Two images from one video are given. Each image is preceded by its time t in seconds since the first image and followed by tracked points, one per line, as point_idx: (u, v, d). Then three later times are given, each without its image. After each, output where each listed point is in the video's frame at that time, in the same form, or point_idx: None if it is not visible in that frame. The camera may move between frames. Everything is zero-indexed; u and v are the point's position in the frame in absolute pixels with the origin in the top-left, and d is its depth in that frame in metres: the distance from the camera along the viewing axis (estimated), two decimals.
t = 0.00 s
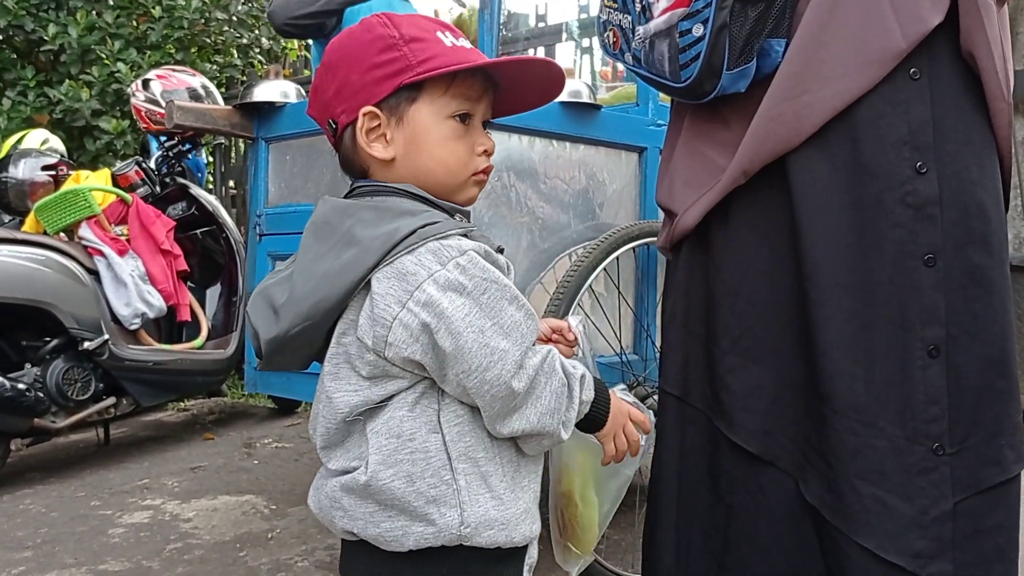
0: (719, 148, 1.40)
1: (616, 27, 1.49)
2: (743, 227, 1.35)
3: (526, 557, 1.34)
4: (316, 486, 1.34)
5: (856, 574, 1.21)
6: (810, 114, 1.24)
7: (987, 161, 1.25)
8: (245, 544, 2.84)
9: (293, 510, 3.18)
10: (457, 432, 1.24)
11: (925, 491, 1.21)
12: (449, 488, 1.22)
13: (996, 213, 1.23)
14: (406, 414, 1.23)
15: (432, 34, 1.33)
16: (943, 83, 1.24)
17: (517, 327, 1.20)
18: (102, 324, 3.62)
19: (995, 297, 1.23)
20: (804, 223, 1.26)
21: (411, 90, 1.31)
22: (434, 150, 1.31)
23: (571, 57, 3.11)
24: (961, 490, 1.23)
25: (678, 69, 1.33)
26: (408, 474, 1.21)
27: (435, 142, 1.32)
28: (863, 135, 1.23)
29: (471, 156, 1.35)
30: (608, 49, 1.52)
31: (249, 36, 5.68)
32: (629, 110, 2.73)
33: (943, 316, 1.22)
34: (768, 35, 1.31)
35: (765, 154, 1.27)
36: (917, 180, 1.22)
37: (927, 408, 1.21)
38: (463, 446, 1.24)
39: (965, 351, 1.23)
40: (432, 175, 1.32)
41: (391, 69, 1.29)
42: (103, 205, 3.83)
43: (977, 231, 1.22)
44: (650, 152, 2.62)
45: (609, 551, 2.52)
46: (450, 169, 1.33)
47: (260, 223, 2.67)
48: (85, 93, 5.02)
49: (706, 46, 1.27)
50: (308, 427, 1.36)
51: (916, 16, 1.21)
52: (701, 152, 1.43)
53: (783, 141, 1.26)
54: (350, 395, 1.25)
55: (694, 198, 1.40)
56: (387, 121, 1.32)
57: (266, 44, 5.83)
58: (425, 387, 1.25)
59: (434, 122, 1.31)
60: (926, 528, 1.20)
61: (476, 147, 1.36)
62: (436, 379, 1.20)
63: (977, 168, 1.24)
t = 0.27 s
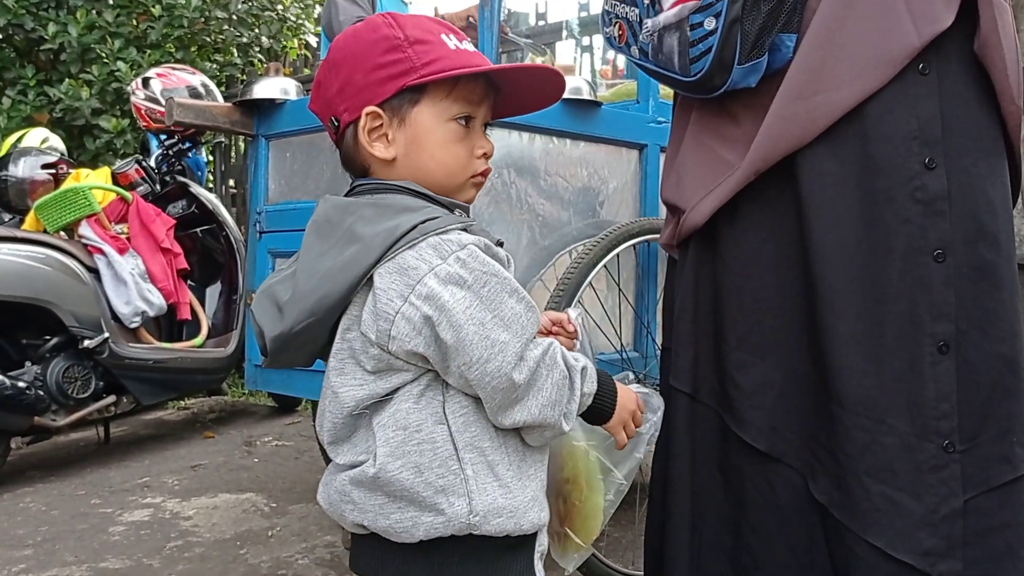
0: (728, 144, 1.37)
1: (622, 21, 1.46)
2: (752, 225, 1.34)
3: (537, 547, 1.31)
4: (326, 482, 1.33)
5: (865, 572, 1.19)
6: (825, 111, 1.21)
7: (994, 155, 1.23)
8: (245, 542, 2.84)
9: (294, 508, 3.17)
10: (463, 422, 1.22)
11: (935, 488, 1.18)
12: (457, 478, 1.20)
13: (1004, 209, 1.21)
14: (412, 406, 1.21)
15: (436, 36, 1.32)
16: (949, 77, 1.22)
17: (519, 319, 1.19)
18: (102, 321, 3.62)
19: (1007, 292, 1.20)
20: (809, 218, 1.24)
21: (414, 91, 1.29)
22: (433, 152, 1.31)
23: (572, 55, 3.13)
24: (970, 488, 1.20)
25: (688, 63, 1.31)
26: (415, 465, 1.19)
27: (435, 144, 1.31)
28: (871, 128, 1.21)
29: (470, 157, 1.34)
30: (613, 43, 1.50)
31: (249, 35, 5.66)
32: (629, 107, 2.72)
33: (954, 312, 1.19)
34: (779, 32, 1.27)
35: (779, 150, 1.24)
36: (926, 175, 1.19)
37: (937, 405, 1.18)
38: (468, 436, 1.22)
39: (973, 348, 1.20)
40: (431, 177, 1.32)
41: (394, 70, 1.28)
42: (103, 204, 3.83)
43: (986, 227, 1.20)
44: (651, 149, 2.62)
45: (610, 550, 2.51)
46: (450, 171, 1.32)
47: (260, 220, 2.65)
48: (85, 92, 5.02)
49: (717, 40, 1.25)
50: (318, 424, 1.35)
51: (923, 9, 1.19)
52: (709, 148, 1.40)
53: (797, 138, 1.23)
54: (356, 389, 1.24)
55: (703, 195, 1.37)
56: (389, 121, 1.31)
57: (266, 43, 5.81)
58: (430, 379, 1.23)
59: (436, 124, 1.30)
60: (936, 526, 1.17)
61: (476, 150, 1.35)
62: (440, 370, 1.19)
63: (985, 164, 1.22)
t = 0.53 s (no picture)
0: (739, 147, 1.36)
1: (625, 24, 1.45)
2: (759, 225, 1.33)
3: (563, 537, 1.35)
4: (346, 483, 1.30)
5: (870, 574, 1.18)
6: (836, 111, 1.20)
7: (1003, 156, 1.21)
8: (246, 541, 2.84)
9: (295, 508, 3.17)
10: (489, 418, 1.23)
11: (941, 490, 1.16)
12: (487, 472, 1.21)
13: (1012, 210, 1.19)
14: (440, 403, 1.21)
15: (456, 40, 1.33)
16: (957, 76, 1.21)
17: (543, 317, 1.20)
18: (103, 321, 3.62)
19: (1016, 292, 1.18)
20: (815, 219, 1.24)
21: (437, 93, 1.30)
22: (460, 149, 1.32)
23: (572, 54, 3.14)
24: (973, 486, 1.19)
25: (694, 65, 1.29)
26: (447, 461, 1.20)
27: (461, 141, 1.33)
28: (878, 128, 1.20)
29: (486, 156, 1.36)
30: (618, 46, 1.48)
31: (249, 34, 5.65)
32: (630, 106, 2.71)
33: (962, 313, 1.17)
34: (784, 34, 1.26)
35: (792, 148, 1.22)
36: (933, 174, 1.18)
37: (944, 406, 1.16)
38: (495, 432, 1.22)
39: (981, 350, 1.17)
40: (453, 176, 1.32)
41: (418, 71, 1.28)
42: (104, 204, 3.82)
43: (993, 227, 1.18)
44: (651, 149, 2.62)
45: (611, 550, 2.51)
46: (471, 172, 1.33)
47: (262, 220, 2.50)
48: (85, 92, 5.02)
49: (724, 41, 1.23)
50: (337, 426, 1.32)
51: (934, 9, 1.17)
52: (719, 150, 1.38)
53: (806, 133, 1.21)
54: (380, 387, 1.22)
55: (716, 197, 1.36)
56: (412, 122, 1.31)
57: (266, 43, 5.80)
58: (454, 376, 1.23)
59: (458, 126, 1.31)
60: (942, 528, 1.16)
61: (494, 152, 1.36)
62: (466, 368, 1.19)
63: (994, 164, 1.20)
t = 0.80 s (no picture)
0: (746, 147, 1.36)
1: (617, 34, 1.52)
2: (765, 228, 1.34)
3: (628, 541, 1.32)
4: (424, 490, 1.24)
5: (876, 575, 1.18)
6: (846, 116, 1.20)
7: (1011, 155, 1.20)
8: (248, 542, 2.84)
9: (296, 508, 3.18)
10: (579, 425, 1.20)
11: (947, 490, 1.15)
12: (582, 479, 1.19)
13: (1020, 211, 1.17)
14: (535, 412, 1.17)
15: (522, 45, 1.28)
16: (965, 76, 1.20)
17: (633, 329, 1.19)
18: (105, 322, 3.63)
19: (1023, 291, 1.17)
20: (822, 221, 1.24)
21: (512, 99, 1.25)
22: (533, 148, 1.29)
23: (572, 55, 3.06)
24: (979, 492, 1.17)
25: (670, 77, 1.36)
26: (548, 470, 1.16)
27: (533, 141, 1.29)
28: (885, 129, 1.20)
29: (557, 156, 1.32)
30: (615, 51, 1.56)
31: (250, 35, 5.65)
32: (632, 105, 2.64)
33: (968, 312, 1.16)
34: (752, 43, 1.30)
35: (802, 149, 1.22)
36: (941, 175, 1.17)
37: (950, 406, 1.16)
38: (583, 438, 1.20)
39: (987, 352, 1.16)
40: (529, 183, 1.28)
41: (494, 78, 1.23)
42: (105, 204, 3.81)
43: (1000, 227, 1.17)
44: (653, 149, 2.62)
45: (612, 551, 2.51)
46: (545, 178, 1.29)
47: (264, 220, 2.42)
48: (86, 92, 5.03)
49: (690, 56, 1.30)
50: (407, 432, 1.25)
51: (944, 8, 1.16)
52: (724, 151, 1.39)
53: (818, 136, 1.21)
54: (475, 397, 1.16)
55: (728, 197, 1.35)
56: (487, 130, 1.25)
57: (267, 43, 5.79)
58: (543, 384, 1.19)
59: (533, 131, 1.27)
60: (948, 528, 1.15)
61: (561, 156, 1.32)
62: (562, 379, 1.16)
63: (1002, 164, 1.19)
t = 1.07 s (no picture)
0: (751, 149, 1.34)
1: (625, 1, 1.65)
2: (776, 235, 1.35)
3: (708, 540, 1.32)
4: (522, 483, 1.26)
5: None
6: (848, 111, 1.21)
7: None
8: (252, 543, 2.84)
9: (300, 510, 3.18)
10: (677, 425, 1.21)
11: (962, 495, 1.15)
12: (679, 478, 1.20)
13: None
14: (638, 413, 1.18)
15: (614, 40, 1.30)
16: (979, 82, 1.20)
17: (737, 334, 1.19)
18: (108, 323, 3.63)
19: None
20: (838, 224, 1.24)
21: (612, 99, 1.27)
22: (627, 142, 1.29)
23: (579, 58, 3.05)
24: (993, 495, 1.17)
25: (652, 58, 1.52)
26: (649, 469, 1.17)
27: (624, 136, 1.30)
28: (900, 134, 1.20)
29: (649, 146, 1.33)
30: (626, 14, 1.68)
31: (253, 36, 5.65)
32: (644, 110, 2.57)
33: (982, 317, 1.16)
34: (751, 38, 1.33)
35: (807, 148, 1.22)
36: (956, 179, 1.17)
37: (966, 413, 1.16)
38: (682, 438, 1.21)
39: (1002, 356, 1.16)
40: (632, 180, 1.30)
41: (596, 80, 1.25)
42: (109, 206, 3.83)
43: (1017, 231, 1.17)
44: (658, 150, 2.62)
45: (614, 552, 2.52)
46: (647, 172, 1.31)
47: (267, 222, 2.41)
48: (90, 94, 5.04)
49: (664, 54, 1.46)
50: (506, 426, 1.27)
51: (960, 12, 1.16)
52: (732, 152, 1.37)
53: (821, 133, 1.22)
54: (581, 395, 1.18)
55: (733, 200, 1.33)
56: (591, 131, 1.27)
57: (270, 44, 5.80)
58: (646, 385, 1.20)
59: (634, 128, 1.29)
60: (961, 533, 1.15)
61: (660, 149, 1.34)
62: (666, 381, 1.17)
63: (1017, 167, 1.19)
